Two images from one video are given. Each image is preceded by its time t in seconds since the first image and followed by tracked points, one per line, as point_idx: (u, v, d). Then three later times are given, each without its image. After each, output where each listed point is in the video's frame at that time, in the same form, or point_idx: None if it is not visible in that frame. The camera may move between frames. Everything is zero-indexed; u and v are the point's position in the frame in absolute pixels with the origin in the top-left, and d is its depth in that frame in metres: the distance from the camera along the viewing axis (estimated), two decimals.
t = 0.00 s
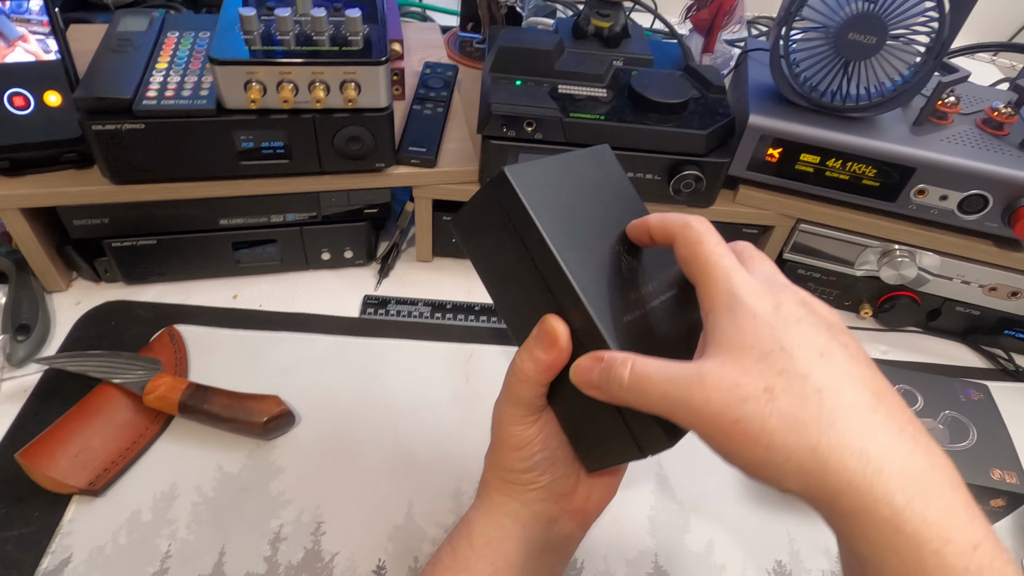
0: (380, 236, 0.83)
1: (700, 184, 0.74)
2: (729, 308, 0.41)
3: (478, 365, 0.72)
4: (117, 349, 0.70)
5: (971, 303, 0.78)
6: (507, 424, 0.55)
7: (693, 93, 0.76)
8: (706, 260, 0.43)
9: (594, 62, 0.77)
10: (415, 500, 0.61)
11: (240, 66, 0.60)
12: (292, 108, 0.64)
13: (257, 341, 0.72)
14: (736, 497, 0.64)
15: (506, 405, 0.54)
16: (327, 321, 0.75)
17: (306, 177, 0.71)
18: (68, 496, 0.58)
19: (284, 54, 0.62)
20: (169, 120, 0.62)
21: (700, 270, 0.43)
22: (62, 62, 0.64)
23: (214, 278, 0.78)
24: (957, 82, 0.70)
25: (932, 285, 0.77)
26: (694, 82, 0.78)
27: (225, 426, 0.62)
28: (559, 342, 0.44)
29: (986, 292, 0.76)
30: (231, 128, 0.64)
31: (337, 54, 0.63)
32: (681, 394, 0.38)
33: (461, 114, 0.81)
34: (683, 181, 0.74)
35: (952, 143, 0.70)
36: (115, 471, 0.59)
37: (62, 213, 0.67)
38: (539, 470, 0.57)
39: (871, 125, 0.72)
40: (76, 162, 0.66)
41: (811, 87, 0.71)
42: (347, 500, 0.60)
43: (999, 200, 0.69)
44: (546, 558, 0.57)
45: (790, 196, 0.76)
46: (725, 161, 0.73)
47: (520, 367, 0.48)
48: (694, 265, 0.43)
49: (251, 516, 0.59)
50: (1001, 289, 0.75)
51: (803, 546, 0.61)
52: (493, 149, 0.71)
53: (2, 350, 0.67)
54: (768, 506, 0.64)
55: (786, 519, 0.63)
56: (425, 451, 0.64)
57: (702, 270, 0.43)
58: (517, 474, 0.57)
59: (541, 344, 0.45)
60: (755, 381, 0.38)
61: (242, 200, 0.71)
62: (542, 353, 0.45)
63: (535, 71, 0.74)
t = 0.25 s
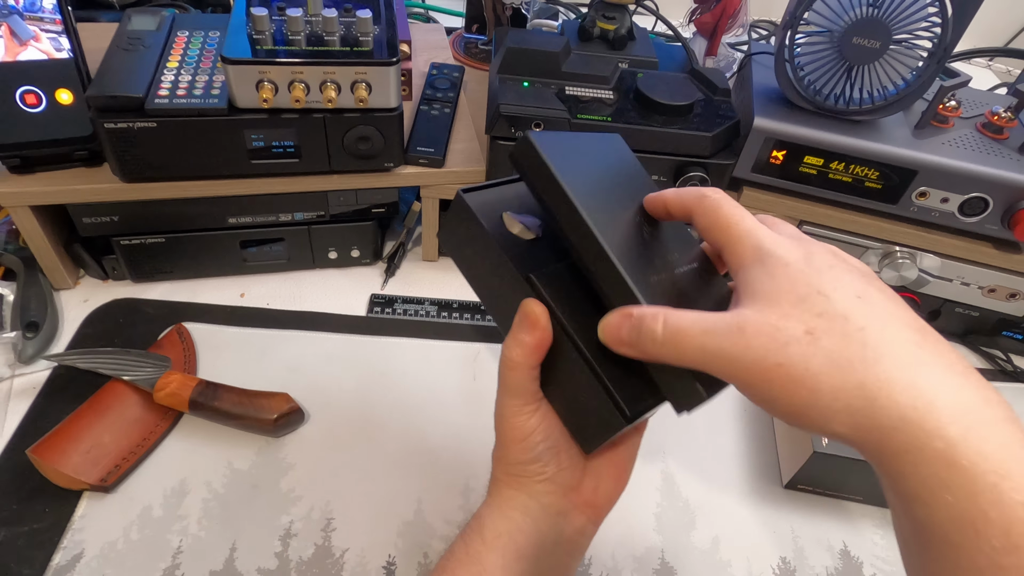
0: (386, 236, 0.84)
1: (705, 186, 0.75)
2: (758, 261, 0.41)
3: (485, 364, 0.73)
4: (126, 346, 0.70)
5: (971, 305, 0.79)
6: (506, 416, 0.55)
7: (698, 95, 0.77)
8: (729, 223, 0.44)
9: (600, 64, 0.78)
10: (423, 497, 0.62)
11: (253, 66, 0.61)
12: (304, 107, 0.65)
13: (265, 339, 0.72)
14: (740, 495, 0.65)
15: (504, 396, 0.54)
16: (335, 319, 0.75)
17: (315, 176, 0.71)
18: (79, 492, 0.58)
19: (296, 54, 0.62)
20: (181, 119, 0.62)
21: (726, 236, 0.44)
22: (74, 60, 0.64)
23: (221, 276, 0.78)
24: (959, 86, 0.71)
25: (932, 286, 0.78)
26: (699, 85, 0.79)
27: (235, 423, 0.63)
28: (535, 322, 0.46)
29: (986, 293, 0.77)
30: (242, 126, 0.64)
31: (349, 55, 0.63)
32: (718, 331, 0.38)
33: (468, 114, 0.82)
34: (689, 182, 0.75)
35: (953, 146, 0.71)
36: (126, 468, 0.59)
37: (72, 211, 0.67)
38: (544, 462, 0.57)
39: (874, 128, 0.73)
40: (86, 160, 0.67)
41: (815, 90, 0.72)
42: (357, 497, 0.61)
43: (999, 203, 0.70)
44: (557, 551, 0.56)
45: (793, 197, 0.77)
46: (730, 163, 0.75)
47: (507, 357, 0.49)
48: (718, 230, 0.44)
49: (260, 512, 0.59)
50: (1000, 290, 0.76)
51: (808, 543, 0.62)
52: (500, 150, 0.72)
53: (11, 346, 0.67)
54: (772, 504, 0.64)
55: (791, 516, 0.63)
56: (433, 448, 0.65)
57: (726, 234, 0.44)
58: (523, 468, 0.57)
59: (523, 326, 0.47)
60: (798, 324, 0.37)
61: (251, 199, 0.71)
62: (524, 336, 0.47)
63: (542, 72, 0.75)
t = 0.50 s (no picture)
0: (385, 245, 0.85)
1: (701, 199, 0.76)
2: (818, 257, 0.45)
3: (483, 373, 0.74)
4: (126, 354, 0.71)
5: (958, 316, 0.81)
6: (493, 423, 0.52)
7: (694, 110, 0.78)
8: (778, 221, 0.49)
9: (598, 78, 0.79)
10: (423, 505, 0.62)
11: (258, 78, 0.62)
12: (307, 119, 0.66)
13: (266, 347, 0.73)
14: (735, 503, 0.66)
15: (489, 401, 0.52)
16: (335, 327, 0.76)
17: (316, 186, 0.72)
18: (80, 500, 0.58)
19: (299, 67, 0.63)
20: (185, 129, 0.63)
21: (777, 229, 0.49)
22: (79, 70, 0.65)
23: (221, 284, 0.79)
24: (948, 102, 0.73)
25: (921, 298, 0.80)
26: (694, 99, 0.81)
27: (236, 431, 0.63)
28: (514, 327, 0.47)
29: (973, 305, 0.79)
30: (246, 137, 0.65)
31: (352, 68, 0.64)
32: (827, 326, 0.41)
33: (467, 125, 0.83)
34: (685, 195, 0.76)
35: (942, 162, 0.73)
36: (127, 476, 0.60)
37: (74, 219, 0.68)
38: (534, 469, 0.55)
39: (865, 143, 0.75)
40: (89, 169, 0.67)
41: (808, 106, 0.73)
42: (357, 505, 0.61)
43: (987, 217, 0.71)
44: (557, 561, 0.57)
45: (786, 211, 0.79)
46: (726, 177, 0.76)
47: (488, 363, 0.50)
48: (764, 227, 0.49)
49: (262, 520, 0.59)
50: (987, 302, 0.78)
51: (802, 551, 0.63)
52: (500, 162, 0.73)
53: (12, 353, 0.67)
54: (768, 512, 0.65)
55: (785, 525, 0.65)
56: (434, 456, 0.66)
57: (774, 228, 0.49)
58: (516, 474, 0.54)
59: (500, 330, 0.48)
60: (864, 329, 0.41)
61: (252, 208, 0.72)
62: (502, 339, 0.48)
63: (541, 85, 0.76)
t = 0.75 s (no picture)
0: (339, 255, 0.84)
1: (651, 206, 0.77)
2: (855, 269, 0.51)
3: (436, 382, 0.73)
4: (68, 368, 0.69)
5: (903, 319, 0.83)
6: (417, 422, 0.55)
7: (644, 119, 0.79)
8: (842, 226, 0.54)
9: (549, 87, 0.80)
10: (372, 517, 0.62)
11: (199, 88, 0.61)
12: (251, 129, 0.65)
13: (214, 359, 0.72)
14: (683, 507, 0.67)
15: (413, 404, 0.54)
16: (286, 338, 0.75)
17: (265, 196, 0.71)
18: (16, 520, 0.57)
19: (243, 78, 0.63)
20: (125, 139, 0.62)
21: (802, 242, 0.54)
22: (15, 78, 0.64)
23: (170, 296, 0.77)
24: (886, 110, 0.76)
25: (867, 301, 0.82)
26: (644, 108, 0.82)
27: (180, 446, 0.62)
28: (424, 336, 0.49)
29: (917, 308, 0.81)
30: (189, 147, 0.64)
31: (296, 78, 0.64)
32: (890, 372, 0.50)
33: (420, 133, 0.83)
34: (635, 204, 0.77)
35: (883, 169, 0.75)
36: (63, 495, 0.59)
37: (12, 232, 0.66)
38: (462, 475, 0.56)
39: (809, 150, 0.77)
40: (27, 180, 0.66)
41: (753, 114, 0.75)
42: (303, 518, 0.61)
43: (927, 223, 0.73)
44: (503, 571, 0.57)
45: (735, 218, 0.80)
46: (674, 184, 0.76)
47: (405, 366, 0.52)
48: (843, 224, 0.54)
49: (206, 536, 0.58)
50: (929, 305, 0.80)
51: (748, 553, 0.64)
52: (450, 171, 0.73)
53: None
54: (716, 515, 0.66)
55: (732, 527, 0.66)
56: (385, 467, 0.65)
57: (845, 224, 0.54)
58: (437, 478, 0.56)
59: (414, 337, 0.50)
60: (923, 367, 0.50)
61: (198, 219, 0.71)
62: (414, 345, 0.50)
63: (492, 95, 0.77)
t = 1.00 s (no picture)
0: (310, 261, 0.84)
1: (619, 211, 0.78)
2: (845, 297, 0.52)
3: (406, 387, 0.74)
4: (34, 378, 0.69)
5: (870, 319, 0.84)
6: (380, 431, 0.55)
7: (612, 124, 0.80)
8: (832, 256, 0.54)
9: (518, 93, 0.80)
10: (341, 522, 0.62)
11: (163, 96, 0.61)
12: (217, 136, 0.65)
13: (182, 366, 0.71)
14: (652, 508, 0.67)
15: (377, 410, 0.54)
16: (256, 345, 0.75)
17: (233, 203, 0.71)
18: None
19: (207, 84, 0.63)
20: (88, 147, 0.62)
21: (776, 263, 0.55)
22: None
23: (139, 304, 0.77)
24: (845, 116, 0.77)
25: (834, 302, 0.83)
26: (613, 113, 0.82)
27: (146, 455, 0.62)
28: (392, 346, 0.49)
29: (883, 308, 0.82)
30: (154, 155, 0.64)
31: (261, 85, 0.64)
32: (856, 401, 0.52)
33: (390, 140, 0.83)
34: (603, 208, 0.78)
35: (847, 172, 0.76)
36: (28, 505, 0.58)
37: None
38: (424, 483, 0.56)
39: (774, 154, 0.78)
40: None
41: (719, 119, 0.76)
42: (271, 525, 0.61)
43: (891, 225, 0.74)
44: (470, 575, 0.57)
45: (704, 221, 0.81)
46: (642, 189, 0.78)
47: (371, 374, 0.52)
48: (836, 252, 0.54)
49: (173, 544, 0.58)
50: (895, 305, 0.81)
51: (715, 552, 0.65)
52: (419, 176, 0.74)
53: None
54: (684, 516, 0.67)
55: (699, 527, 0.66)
56: (355, 473, 0.65)
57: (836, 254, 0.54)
58: (398, 484, 0.56)
59: (380, 343, 0.49)
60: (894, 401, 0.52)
61: (165, 226, 0.71)
62: (381, 353, 0.50)
63: (461, 100, 0.77)
